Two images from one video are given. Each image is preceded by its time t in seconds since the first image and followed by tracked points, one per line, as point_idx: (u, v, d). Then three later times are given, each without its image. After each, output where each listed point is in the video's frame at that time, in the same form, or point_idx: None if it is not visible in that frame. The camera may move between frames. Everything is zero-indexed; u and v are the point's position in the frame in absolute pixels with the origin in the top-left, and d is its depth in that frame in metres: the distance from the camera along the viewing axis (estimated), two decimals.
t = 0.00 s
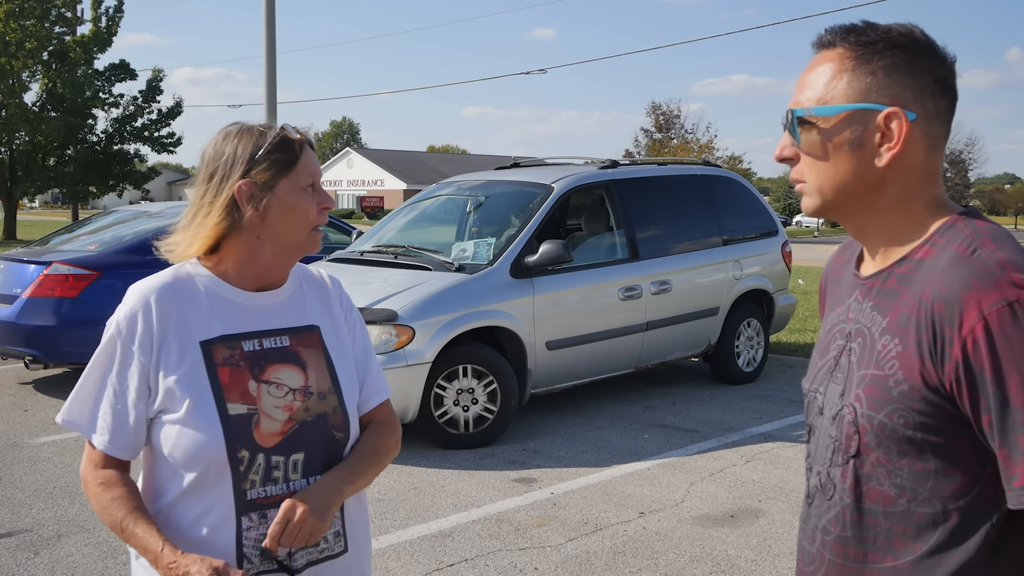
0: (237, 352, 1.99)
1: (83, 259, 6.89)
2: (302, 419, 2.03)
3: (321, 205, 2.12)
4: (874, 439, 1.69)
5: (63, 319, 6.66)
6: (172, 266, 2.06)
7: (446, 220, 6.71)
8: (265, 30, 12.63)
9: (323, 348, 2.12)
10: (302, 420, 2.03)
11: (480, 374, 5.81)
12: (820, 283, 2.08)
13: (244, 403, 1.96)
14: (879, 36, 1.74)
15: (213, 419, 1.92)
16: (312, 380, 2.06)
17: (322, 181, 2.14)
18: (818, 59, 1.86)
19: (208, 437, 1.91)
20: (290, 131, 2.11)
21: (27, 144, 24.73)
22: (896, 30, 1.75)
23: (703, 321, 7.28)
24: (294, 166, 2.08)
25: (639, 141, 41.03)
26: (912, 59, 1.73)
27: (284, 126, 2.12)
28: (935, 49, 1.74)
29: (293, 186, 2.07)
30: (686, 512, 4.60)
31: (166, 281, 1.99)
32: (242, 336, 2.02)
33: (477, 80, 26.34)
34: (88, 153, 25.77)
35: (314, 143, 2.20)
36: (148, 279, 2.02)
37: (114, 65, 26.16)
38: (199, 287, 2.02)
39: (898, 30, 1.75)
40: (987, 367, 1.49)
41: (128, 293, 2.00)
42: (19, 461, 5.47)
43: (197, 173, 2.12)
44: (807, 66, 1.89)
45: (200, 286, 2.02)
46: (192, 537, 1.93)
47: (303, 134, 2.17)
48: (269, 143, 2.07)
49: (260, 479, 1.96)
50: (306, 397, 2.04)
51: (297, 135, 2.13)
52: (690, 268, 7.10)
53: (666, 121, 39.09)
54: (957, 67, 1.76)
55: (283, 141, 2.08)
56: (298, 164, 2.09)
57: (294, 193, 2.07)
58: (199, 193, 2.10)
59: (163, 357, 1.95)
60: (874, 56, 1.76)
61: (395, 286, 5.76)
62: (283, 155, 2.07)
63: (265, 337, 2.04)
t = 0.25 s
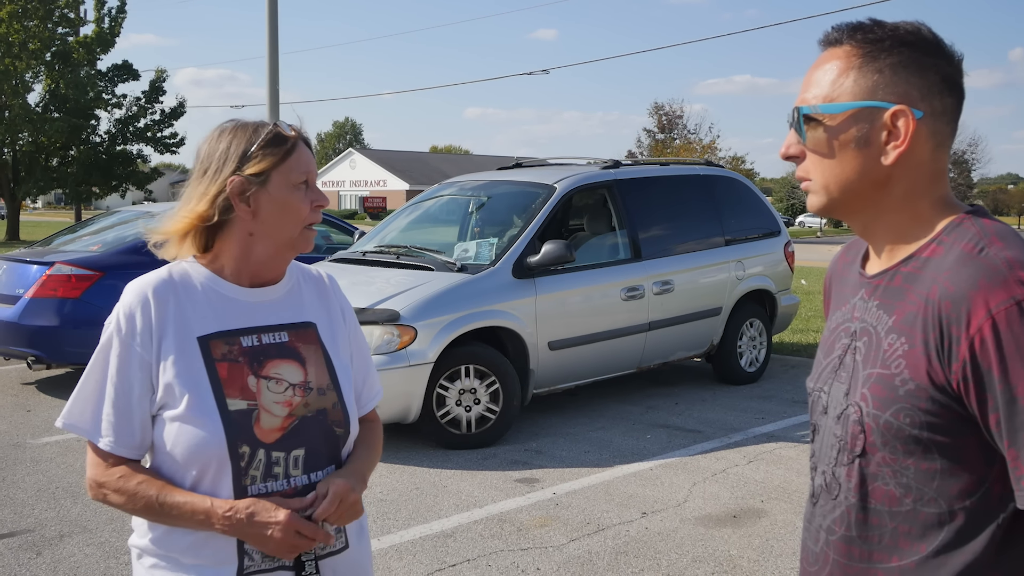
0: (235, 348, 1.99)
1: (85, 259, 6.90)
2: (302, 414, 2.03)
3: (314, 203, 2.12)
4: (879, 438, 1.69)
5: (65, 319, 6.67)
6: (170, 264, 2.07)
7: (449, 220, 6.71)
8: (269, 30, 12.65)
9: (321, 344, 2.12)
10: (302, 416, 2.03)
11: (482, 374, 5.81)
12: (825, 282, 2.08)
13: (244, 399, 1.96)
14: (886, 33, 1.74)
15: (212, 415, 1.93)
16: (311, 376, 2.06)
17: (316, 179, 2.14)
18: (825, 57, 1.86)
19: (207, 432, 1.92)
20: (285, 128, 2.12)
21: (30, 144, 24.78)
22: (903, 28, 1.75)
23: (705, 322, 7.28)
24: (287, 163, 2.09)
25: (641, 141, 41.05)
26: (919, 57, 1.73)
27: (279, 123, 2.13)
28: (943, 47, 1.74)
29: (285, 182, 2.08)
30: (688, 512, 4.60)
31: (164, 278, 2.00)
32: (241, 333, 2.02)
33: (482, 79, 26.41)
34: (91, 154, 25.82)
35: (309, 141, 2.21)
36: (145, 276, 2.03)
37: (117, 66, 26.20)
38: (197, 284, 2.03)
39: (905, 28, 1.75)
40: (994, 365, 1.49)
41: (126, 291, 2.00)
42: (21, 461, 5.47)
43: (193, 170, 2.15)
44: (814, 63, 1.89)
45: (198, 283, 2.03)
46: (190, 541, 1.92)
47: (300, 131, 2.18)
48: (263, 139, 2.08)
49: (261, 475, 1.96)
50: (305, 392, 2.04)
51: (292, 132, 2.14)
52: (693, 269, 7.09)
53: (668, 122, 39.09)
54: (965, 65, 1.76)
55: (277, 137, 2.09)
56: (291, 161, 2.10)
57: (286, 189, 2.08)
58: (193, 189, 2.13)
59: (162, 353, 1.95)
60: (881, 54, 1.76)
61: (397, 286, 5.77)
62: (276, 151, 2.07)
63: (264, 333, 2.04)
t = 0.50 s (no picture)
0: (242, 350, 2.00)
1: (88, 260, 6.90)
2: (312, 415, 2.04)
3: (309, 206, 2.11)
4: (885, 440, 1.69)
5: (68, 320, 6.68)
6: (175, 267, 2.07)
7: (452, 222, 6.71)
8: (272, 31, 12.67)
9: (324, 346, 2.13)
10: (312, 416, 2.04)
11: (485, 375, 5.80)
12: (829, 283, 2.07)
13: (253, 400, 1.96)
14: (892, 34, 1.74)
15: (221, 417, 1.92)
16: (318, 376, 2.07)
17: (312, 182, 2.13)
18: (830, 58, 1.86)
19: (218, 434, 1.91)
20: (280, 130, 2.10)
21: (33, 145, 24.83)
22: (909, 29, 1.75)
23: (708, 323, 7.28)
24: (280, 167, 2.08)
25: (643, 143, 41.06)
26: (925, 58, 1.73)
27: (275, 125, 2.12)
28: (948, 48, 1.74)
29: (280, 186, 2.07)
30: (691, 514, 4.59)
31: (168, 282, 2.00)
32: (247, 335, 2.02)
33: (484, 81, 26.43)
34: (94, 155, 25.87)
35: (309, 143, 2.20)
36: (149, 281, 2.03)
37: (121, 67, 26.25)
38: (202, 288, 2.03)
39: (911, 29, 1.75)
40: (1002, 368, 1.48)
41: (129, 296, 2.00)
42: (23, 462, 5.48)
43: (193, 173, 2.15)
44: (819, 64, 1.89)
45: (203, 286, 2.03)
46: (199, 543, 1.92)
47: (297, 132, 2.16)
48: (257, 142, 2.07)
49: (271, 475, 1.96)
50: (313, 393, 2.05)
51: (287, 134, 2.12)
52: (696, 270, 7.09)
53: (670, 123, 39.08)
54: (971, 66, 1.76)
55: (272, 140, 2.08)
56: (286, 165, 2.09)
57: (281, 193, 2.07)
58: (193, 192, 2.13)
59: (169, 356, 1.95)
60: (887, 54, 1.76)
61: (399, 287, 5.77)
62: (270, 155, 2.06)
63: (270, 335, 2.05)
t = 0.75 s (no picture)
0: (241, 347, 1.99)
1: (92, 260, 6.91)
2: (311, 411, 2.03)
3: (245, 228, 2.06)
4: (889, 442, 1.69)
5: (72, 320, 6.68)
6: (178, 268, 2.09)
7: (455, 222, 6.71)
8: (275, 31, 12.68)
9: (325, 343, 2.12)
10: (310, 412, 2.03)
11: (488, 375, 5.81)
12: (834, 284, 2.07)
13: (250, 396, 1.96)
14: (897, 35, 1.74)
15: (220, 409, 1.93)
16: (318, 373, 2.06)
17: (249, 201, 2.06)
18: (835, 59, 1.85)
19: (217, 428, 1.92)
20: (213, 151, 2.07)
21: (37, 145, 24.88)
22: (913, 30, 1.74)
23: (712, 323, 7.27)
24: (215, 190, 2.07)
25: (647, 142, 41.03)
26: (930, 59, 1.72)
27: (215, 142, 2.08)
28: (954, 49, 1.73)
29: (217, 211, 2.08)
30: (695, 514, 4.59)
31: (170, 282, 2.02)
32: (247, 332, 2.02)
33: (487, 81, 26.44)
34: (98, 155, 25.91)
35: (264, 154, 2.11)
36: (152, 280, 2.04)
37: (125, 66, 26.29)
38: (202, 288, 2.05)
39: (916, 30, 1.74)
40: (1006, 369, 1.48)
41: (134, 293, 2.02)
42: (27, 462, 5.48)
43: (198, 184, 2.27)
44: (823, 65, 1.88)
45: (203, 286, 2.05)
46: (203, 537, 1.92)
47: (244, 145, 2.09)
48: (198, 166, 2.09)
49: (268, 471, 1.95)
50: (313, 388, 2.04)
51: (223, 152, 2.07)
52: (699, 270, 7.09)
53: (673, 123, 39.06)
54: (976, 68, 1.75)
55: (207, 162, 2.07)
56: (220, 186, 2.07)
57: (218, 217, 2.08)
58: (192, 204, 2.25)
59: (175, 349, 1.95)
60: (891, 56, 1.75)
61: (403, 287, 5.77)
62: (205, 179, 2.07)
63: (270, 331, 2.04)
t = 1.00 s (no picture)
0: (234, 357, 2.01)
1: (94, 260, 6.92)
2: (307, 416, 2.03)
3: (227, 237, 2.04)
4: (891, 441, 1.69)
5: (74, 320, 6.69)
6: (175, 276, 2.10)
7: (457, 221, 6.71)
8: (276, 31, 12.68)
9: (324, 346, 2.12)
10: (306, 417, 2.03)
11: (490, 375, 5.81)
12: (836, 284, 2.07)
13: (242, 405, 1.98)
14: (897, 34, 1.73)
15: (211, 421, 1.95)
16: (315, 378, 2.07)
17: (231, 211, 2.03)
18: (835, 58, 1.85)
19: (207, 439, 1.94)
20: (196, 160, 2.06)
21: (40, 145, 24.90)
22: (914, 29, 1.74)
23: (714, 323, 7.27)
24: (199, 199, 2.06)
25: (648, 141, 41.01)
26: (931, 58, 1.72)
27: (199, 151, 2.07)
28: (954, 48, 1.73)
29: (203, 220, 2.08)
30: (697, 514, 4.59)
31: (161, 293, 2.03)
32: (240, 340, 2.03)
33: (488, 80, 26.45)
34: (100, 155, 25.94)
35: (247, 165, 2.06)
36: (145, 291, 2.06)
37: (127, 66, 26.31)
38: (195, 295, 2.05)
39: (916, 29, 1.74)
40: (1006, 369, 1.48)
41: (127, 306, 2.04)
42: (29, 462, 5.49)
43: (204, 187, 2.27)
44: (824, 64, 1.88)
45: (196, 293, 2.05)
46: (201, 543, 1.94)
47: (226, 154, 2.05)
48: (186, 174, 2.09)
49: (262, 478, 1.96)
50: (309, 394, 2.05)
51: (205, 162, 2.05)
52: (701, 270, 7.08)
53: (675, 123, 39.04)
54: (977, 67, 1.75)
55: (192, 171, 2.07)
56: (203, 196, 2.05)
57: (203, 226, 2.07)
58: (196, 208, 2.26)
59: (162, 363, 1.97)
60: (892, 55, 1.75)
61: (405, 287, 5.77)
62: (190, 188, 2.07)
63: (265, 338, 2.05)
